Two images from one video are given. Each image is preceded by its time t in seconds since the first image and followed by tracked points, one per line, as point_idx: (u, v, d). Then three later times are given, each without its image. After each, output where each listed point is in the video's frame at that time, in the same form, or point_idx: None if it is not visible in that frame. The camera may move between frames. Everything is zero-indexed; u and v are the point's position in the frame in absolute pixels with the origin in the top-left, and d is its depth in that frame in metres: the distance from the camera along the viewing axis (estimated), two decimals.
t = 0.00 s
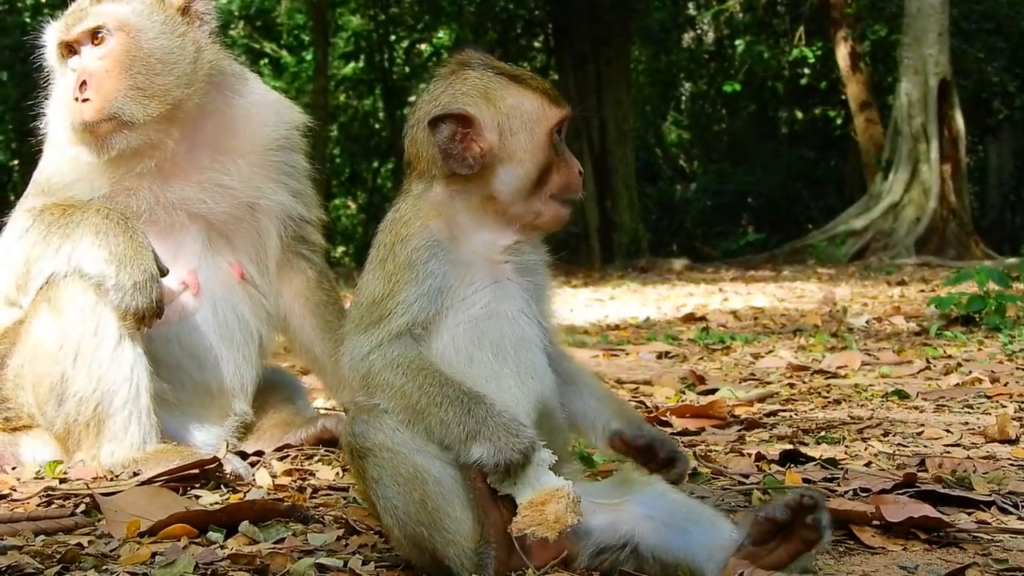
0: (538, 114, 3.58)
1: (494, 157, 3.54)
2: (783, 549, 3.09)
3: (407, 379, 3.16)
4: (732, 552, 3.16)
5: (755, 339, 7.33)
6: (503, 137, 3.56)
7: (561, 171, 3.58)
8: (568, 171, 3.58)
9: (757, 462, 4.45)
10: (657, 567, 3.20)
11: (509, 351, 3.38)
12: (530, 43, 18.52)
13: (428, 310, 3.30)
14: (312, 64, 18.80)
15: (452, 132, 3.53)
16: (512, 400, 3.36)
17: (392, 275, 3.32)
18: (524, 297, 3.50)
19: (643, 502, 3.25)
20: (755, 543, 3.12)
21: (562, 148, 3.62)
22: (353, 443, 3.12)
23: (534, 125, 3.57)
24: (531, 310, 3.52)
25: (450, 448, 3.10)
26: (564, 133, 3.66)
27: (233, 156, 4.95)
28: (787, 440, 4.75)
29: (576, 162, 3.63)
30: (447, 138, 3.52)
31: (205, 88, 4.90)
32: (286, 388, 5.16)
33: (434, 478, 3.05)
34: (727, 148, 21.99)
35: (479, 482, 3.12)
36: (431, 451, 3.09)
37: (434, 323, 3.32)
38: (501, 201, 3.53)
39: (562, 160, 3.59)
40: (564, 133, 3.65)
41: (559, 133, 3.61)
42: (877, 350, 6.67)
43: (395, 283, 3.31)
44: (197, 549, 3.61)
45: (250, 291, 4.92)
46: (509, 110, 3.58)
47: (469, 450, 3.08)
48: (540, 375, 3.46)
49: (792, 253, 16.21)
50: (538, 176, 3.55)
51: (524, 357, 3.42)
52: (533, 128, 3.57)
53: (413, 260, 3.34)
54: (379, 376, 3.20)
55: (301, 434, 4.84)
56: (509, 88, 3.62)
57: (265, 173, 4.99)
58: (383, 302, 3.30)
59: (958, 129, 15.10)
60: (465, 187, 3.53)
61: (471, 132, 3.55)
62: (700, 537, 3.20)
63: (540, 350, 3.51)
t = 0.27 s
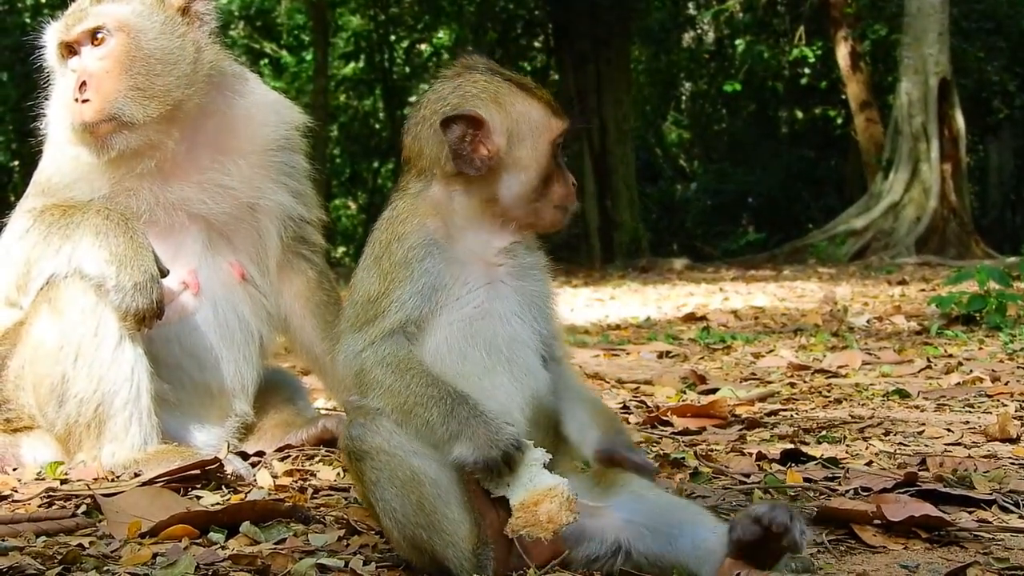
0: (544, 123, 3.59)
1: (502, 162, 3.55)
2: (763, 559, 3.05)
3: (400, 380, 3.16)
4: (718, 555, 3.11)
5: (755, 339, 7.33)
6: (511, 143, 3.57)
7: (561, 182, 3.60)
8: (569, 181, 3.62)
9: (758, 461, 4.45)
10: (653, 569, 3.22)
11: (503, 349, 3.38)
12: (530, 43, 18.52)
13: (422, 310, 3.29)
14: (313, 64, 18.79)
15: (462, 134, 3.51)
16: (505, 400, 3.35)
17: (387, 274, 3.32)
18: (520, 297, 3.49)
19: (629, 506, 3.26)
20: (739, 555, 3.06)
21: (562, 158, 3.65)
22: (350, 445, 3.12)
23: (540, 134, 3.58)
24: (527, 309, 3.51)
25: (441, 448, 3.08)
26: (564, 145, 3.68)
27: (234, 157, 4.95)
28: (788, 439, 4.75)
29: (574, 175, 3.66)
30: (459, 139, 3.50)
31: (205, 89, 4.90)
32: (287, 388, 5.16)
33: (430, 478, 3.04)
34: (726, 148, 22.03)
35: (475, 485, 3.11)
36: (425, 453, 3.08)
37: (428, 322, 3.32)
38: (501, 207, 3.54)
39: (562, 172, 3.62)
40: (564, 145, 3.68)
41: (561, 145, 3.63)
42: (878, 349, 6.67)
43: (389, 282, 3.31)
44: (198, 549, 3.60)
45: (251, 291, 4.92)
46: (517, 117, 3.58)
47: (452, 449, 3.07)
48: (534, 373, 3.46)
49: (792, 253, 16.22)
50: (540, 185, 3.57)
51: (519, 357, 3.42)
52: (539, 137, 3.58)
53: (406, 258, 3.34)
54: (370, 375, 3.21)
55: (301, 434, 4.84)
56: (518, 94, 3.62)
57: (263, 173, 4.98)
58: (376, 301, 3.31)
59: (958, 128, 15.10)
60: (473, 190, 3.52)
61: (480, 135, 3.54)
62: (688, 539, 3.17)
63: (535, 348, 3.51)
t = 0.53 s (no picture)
0: (540, 125, 3.60)
1: (492, 162, 3.57)
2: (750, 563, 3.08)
3: (408, 376, 3.17)
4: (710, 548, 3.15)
5: (754, 339, 7.33)
6: (503, 144, 3.59)
7: (558, 185, 3.58)
8: (567, 185, 3.59)
9: (757, 462, 4.45)
10: (648, 566, 3.25)
11: (513, 347, 3.38)
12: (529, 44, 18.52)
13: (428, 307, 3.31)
14: (312, 65, 18.79)
15: (451, 130, 3.55)
16: (516, 395, 3.35)
17: (395, 272, 3.35)
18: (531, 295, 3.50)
19: (624, 504, 3.30)
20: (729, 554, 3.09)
21: (562, 162, 3.64)
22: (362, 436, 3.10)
23: (535, 136, 3.59)
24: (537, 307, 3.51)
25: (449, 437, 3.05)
26: (567, 147, 3.66)
27: (234, 157, 4.95)
28: (787, 440, 4.75)
29: (576, 178, 3.64)
30: (445, 135, 3.54)
31: (205, 88, 4.90)
32: (286, 388, 5.16)
33: (443, 470, 2.98)
34: (726, 148, 22.05)
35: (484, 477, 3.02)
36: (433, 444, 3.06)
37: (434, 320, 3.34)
38: (496, 208, 3.53)
39: (561, 174, 3.60)
40: (567, 147, 3.66)
41: (561, 148, 3.62)
42: (877, 349, 6.68)
43: (396, 281, 3.33)
44: (197, 550, 3.61)
45: (250, 292, 4.92)
46: (512, 119, 3.60)
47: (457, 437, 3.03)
48: (545, 370, 3.45)
49: (792, 253, 16.23)
50: (534, 187, 3.56)
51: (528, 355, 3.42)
52: (534, 139, 3.59)
53: (413, 257, 3.37)
54: (378, 372, 3.22)
55: (300, 434, 4.84)
56: (516, 96, 3.64)
57: (265, 173, 4.99)
58: (386, 300, 3.33)
59: (957, 129, 15.13)
60: (463, 189, 3.54)
61: (469, 133, 3.58)
62: (682, 539, 3.21)
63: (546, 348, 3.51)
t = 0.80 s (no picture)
0: (551, 141, 3.60)
1: (495, 165, 3.60)
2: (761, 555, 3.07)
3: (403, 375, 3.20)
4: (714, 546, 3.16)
5: (754, 338, 7.33)
6: (508, 151, 3.61)
7: (557, 205, 3.58)
8: (565, 208, 3.58)
9: (757, 461, 4.45)
10: (649, 567, 3.24)
11: (508, 347, 3.40)
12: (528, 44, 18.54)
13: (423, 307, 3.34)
14: (311, 65, 18.79)
15: (463, 122, 3.63)
16: (512, 397, 3.37)
17: (392, 270, 3.38)
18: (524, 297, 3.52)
19: (625, 507, 3.29)
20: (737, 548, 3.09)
21: (568, 184, 3.63)
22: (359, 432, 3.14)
23: (543, 151, 3.60)
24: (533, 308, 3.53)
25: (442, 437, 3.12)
26: (576, 173, 3.65)
27: (233, 157, 4.95)
28: (786, 439, 4.75)
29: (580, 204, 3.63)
30: (455, 127, 3.62)
31: (204, 88, 4.90)
32: (285, 388, 5.15)
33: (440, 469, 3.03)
34: (725, 148, 22.06)
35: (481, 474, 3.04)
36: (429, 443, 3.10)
37: (430, 318, 3.36)
38: (493, 214, 3.54)
39: (564, 195, 3.60)
40: (576, 173, 3.64)
41: (569, 171, 3.62)
42: (876, 349, 6.68)
43: (393, 278, 3.36)
44: (197, 549, 3.60)
45: (249, 292, 4.92)
46: (526, 127, 3.62)
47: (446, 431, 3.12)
48: (542, 373, 3.46)
49: (791, 252, 16.23)
50: (531, 201, 3.57)
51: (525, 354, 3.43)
52: (542, 154, 3.60)
53: (410, 254, 3.39)
54: (374, 369, 3.25)
55: (300, 434, 4.84)
56: (538, 106, 3.66)
57: (264, 174, 4.98)
58: (383, 296, 3.35)
59: (956, 128, 15.15)
60: (461, 184, 3.59)
61: (480, 131, 3.64)
62: (687, 540, 3.20)
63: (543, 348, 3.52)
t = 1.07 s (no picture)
0: (553, 142, 3.64)
1: (497, 165, 3.62)
2: (780, 555, 2.99)
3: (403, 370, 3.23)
4: (731, 550, 3.07)
5: (754, 338, 7.33)
6: (511, 149, 3.64)
7: (555, 206, 3.60)
8: (566, 210, 3.61)
9: (756, 461, 4.45)
10: (657, 570, 3.15)
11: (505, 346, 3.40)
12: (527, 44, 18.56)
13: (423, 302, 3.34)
14: (311, 65, 18.78)
15: (467, 119, 3.66)
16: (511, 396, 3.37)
17: (392, 263, 3.37)
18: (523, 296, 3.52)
19: (642, 510, 3.24)
20: (756, 548, 3.01)
21: (569, 187, 3.66)
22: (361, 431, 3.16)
23: (545, 152, 3.63)
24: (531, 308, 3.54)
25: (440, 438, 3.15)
26: (576, 176, 3.67)
27: (233, 157, 4.95)
28: (786, 439, 4.75)
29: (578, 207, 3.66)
30: (458, 123, 3.64)
31: (203, 89, 4.89)
32: (285, 388, 5.15)
33: (438, 469, 3.04)
34: (725, 147, 22.05)
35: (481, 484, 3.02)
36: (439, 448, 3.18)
37: (430, 316, 3.37)
38: (492, 212, 3.55)
39: (562, 197, 3.63)
40: (576, 176, 3.67)
41: (569, 174, 3.65)
42: (876, 348, 6.67)
43: (393, 273, 3.36)
44: (197, 549, 3.61)
45: (248, 292, 4.92)
46: (530, 127, 3.65)
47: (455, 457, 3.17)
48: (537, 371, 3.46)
49: (791, 253, 16.23)
50: (530, 200, 3.59)
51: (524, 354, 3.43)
52: (544, 155, 3.63)
53: (410, 251, 3.39)
54: (381, 358, 3.25)
55: (300, 434, 4.84)
56: (543, 106, 3.69)
57: (264, 174, 4.98)
58: (381, 290, 3.34)
59: (956, 128, 15.16)
60: (461, 180, 3.60)
61: (485, 128, 3.67)
62: (698, 544, 3.13)
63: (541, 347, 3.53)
